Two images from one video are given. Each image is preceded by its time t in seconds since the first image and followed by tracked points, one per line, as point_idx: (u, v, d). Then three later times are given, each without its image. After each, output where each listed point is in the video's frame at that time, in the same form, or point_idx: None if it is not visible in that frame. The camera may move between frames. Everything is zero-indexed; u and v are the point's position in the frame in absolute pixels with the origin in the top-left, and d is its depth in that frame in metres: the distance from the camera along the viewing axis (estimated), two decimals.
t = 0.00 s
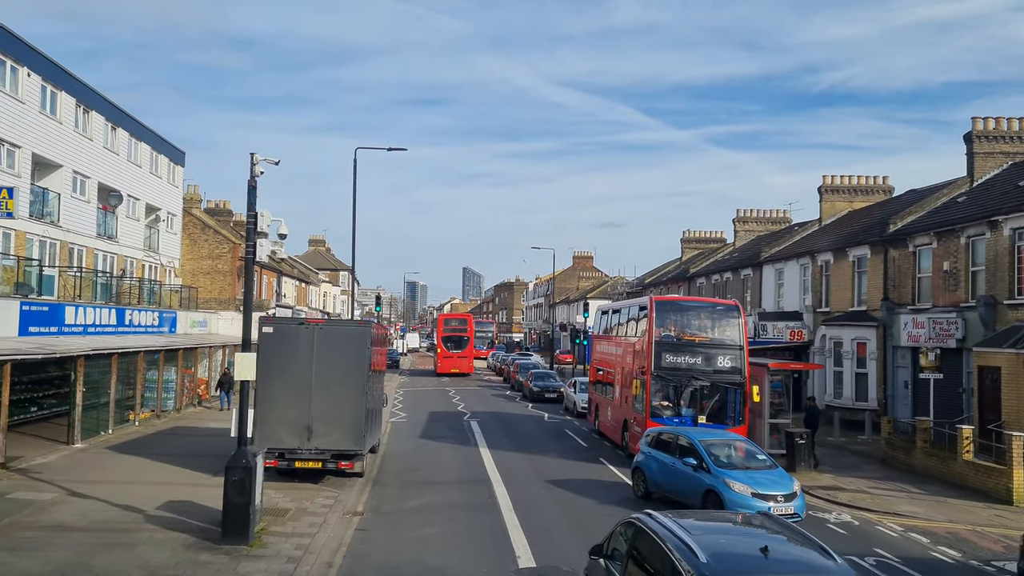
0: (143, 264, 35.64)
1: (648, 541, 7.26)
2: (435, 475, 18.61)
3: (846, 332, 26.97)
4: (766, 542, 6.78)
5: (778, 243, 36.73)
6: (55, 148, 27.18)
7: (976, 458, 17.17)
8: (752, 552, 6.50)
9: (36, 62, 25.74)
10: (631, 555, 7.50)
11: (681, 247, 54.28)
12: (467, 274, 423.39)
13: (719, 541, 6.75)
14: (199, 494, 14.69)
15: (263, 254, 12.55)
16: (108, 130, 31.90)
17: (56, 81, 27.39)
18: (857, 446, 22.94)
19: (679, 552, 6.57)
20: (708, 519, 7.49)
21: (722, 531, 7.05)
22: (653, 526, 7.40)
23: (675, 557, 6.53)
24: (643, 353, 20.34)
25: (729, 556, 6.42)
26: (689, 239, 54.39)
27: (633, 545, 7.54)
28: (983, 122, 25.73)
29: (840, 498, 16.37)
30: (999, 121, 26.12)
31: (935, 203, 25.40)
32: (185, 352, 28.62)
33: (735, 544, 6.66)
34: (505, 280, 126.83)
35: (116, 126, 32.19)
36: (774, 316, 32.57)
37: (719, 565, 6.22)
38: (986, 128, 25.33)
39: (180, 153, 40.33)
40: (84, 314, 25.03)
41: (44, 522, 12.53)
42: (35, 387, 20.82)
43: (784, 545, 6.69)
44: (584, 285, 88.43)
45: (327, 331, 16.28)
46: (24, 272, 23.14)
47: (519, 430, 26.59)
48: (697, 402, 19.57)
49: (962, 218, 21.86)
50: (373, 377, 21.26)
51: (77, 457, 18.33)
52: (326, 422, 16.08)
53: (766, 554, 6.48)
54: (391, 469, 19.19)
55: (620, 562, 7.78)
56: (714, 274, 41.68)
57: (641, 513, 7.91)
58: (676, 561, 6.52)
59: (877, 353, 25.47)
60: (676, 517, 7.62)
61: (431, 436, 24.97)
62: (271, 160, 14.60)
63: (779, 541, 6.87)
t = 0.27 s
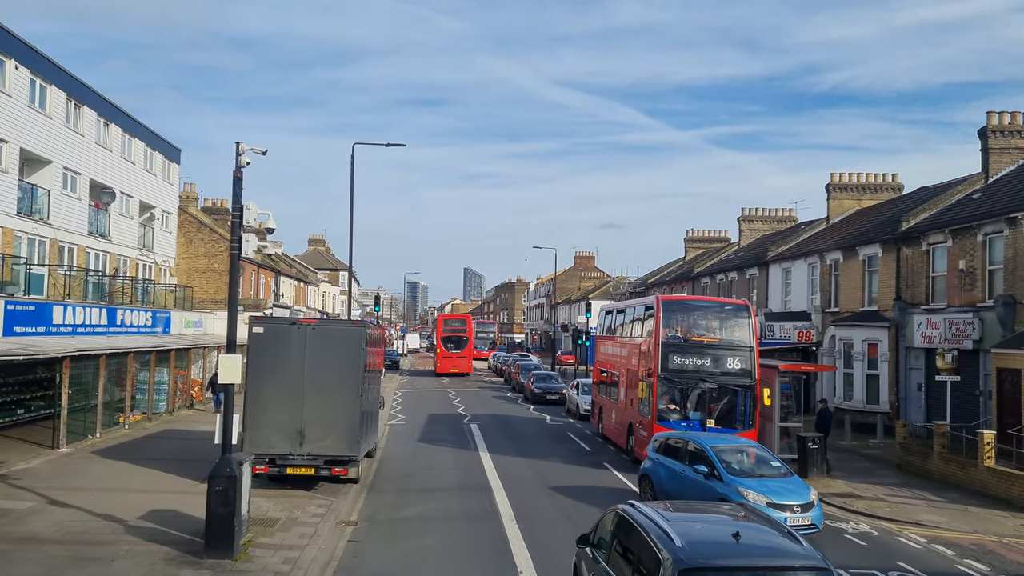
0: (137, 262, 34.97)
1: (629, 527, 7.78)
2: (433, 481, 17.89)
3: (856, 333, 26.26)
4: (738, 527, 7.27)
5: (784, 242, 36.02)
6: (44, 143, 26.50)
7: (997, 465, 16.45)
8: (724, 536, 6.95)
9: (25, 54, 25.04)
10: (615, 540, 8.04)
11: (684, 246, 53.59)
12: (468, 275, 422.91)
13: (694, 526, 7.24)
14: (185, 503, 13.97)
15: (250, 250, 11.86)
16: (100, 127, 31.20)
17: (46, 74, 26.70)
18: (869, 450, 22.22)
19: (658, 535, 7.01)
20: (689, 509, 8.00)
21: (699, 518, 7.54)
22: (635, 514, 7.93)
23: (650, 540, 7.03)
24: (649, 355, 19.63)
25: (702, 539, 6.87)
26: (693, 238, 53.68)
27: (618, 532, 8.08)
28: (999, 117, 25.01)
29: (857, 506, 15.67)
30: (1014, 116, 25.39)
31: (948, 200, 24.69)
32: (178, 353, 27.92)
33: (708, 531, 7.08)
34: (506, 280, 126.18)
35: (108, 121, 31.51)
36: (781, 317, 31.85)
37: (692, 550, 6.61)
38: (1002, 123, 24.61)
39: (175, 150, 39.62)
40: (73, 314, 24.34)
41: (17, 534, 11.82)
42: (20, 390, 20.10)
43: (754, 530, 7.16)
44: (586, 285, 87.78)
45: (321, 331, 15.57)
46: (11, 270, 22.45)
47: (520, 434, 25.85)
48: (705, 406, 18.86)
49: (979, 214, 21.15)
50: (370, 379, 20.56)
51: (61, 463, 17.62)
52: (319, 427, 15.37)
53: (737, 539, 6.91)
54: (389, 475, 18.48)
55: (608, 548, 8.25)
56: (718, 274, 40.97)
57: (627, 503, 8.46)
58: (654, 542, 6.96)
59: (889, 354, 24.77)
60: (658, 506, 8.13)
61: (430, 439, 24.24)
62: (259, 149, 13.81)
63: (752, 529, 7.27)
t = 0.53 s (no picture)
0: (132, 262, 34.28)
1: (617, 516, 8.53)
2: (433, 489, 17.17)
3: (869, 332, 25.53)
4: (714, 514, 8.00)
5: (792, 239, 35.29)
6: (33, 140, 25.81)
7: None
8: (701, 522, 7.68)
9: (12, 48, 24.35)
10: (604, 528, 8.79)
11: (688, 244, 52.85)
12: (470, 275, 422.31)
13: (675, 514, 7.96)
14: (171, 514, 13.27)
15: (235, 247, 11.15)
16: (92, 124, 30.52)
17: (35, 69, 26.02)
18: (884, 453, 21.48)
19: (641, 522, 7.74)
20: (672, 500, 8.72)
21: (679, 507, 8.28)
22: (623, 504, 8.67)
23: (633, 526, 7.77)
24: (657, 356, 18.89)
25: (681, 525, 7.57)
26: (697, 236, 52.94)
27: (607, 521, 8.82)
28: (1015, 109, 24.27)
29: (878, 514, 14.94)
30: None
31: (963, 195, 23.96)
32: (172, 355, 27.25)
33: (687, 518, 7.80)
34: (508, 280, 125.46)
35: (100, 118, 30.83)
36: (790, 316, 31.12)
37: (671, 534, 7.29)
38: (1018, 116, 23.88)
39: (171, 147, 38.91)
40: (63, 315, 23.64)
41: None
42: (6, 394, 19.39)
43: (730, 517, 7.87)
44: (589, 284, 87.06)
45: (315, 332, 14.85)
46: None
47: (522, 437, 25.15)
48: (715, 409, 18.13)
49: (998, 209, 20.42)
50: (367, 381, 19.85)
51: (46, 470, 16.91)
52: (313, 433, 14.67)
53: (713, 523, 7.62)
54: (387, 482, 17.76)
55: (598, 535, 8.97)
56: (724, 272, 40.24)
57: (617, 493, 9.19)
58: (638, 528, 7.68)
59: (903, 354, 24.05)
60: (643, 496, 8.89)
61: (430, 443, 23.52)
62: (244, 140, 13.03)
63: (727, 517, 7.99)
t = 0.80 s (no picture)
0: (127, 262, 33.55)
1: (605, 504, 8.69)
2: (435, 497, 16.41)
3: (884, 331, 24.77)
4: (697, 502, 8.14)
5: (801, 236, 34.48)
6: (23, 137, 25.07)
7: None
8: (685, 509, 7.80)
9: None
10: (592, 517, 8.95)
11: (693, 242, 52.06)
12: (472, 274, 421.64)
13: (659, 501, 8.10)
14: (157, 527, 12.50)
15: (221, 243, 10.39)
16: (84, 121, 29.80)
17: (24, 64, 25.28)
18: (903, 456, 20.72)
19: (627, 509, 7.87)
20: (658, 488, 8.85)
21: (665, 495, 8.43)
22: (612, 494, 8.78)
23: (618, 510, 7.96)
24: (668, 356, 18.11)
25: (663, 509, 7.76)
26: (702, 233, 52.14)
27: (596, 509, 8.98)
28: None
29: (903, 523, 14.17)
30: None
31: (982, 188, 23.20)
32: (165, 357, 26.49)
33: (671, 504, 7.93)
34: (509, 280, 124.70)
35: (93, 115, 30.11)
36: (800, 314, 30.33)
37: (653, 518, 7.47)
38: None
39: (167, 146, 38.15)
40: (52, 317, 22.89)
41: None
42: None
43: (713, 502, 8.04)
44: (591, 283, 86.31)
45: (309, 333, 14.10)
46: None
47: (527, 440, 24.40)
48: (729, 412, 17.35)
49: (1021, 202, 19.65)
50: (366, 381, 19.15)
51: (29, 479, 16.14)
52: (308, 439, 13.92)
53: (696, 509, 7.79)
54: (387, 489, 16.99)
55: (588, 524, 9.08)
56: (731, 270, 39.45)
57: (606, 483, 9.31)
58: (623, 515, 7.81)
59: (919, 353, 23.29)
60: (633, 486, 8.99)
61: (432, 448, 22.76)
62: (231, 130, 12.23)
63: (712, 503, 8.11)
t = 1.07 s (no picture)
0: (121, 261, 32.77)
1: (598, 491, 9.51)
2: (438, 504, 15.64)
3: (901, 330, 23.96)
4: (682, 489, 9.03)
5: (812, 232, 33.65)
6: (11, 131, 24.27)
7: None
8: (670, 495, 8.65)
9: None
10: (587, 504, 9.79)
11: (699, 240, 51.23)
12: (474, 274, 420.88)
13: (647, 488, 8.99)
14: (141, 540, 11.68)
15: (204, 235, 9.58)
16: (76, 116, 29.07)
17: (12, 56, 24.48)
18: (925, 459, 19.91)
19: (617, 495, 8.71)
20: (646, 477, 9.73)
21: (654, 483, 9.32)
22: (604, 481, 9.62)
23: (610, 497, 8.80)
24: (681, 356, 17.28)
25: (651, 495, 8.62)
26: (708, 231, 51.28)
27: (591, 496, 9.80)
28: None
29: (934, 533, 13.35)
30: None
31: (1004, 180, 22.38)
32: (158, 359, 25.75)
33: (658, 491, 8.76)
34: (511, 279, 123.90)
35: (85, 110, 29.33)
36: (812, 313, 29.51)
37: (642, 503, 8.31)
38: None
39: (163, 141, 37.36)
40: (41, 317, 22.09)
41: None
42: None
43: (695, 488, 8.96)
44: (595, 282, 85.51)
45: (305, 333, 13.28)
46: None
47: (533, 443, 23.62)
48: (746, 414, 16.53)
49: None
50: (365, 380, 18.40)
51: (10, 488, 15.33)
52: (303, 445, 13.12)
53: (680, 495, 8.67)
54: (387, 496, 16.19)
55: (582, 510, 9.92)
56: (739, 268, 38.63)
57: (600, 472, 10.15)
58: (614, 501, 8.66)
59: (939, 352, 22.49)
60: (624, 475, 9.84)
61: (434, 451, 21.97)
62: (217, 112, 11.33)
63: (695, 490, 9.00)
